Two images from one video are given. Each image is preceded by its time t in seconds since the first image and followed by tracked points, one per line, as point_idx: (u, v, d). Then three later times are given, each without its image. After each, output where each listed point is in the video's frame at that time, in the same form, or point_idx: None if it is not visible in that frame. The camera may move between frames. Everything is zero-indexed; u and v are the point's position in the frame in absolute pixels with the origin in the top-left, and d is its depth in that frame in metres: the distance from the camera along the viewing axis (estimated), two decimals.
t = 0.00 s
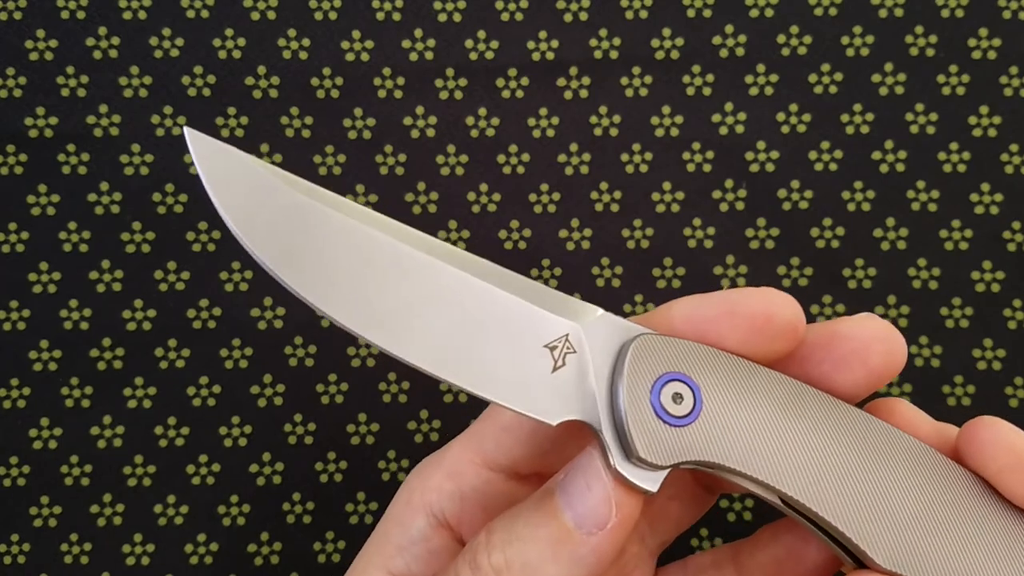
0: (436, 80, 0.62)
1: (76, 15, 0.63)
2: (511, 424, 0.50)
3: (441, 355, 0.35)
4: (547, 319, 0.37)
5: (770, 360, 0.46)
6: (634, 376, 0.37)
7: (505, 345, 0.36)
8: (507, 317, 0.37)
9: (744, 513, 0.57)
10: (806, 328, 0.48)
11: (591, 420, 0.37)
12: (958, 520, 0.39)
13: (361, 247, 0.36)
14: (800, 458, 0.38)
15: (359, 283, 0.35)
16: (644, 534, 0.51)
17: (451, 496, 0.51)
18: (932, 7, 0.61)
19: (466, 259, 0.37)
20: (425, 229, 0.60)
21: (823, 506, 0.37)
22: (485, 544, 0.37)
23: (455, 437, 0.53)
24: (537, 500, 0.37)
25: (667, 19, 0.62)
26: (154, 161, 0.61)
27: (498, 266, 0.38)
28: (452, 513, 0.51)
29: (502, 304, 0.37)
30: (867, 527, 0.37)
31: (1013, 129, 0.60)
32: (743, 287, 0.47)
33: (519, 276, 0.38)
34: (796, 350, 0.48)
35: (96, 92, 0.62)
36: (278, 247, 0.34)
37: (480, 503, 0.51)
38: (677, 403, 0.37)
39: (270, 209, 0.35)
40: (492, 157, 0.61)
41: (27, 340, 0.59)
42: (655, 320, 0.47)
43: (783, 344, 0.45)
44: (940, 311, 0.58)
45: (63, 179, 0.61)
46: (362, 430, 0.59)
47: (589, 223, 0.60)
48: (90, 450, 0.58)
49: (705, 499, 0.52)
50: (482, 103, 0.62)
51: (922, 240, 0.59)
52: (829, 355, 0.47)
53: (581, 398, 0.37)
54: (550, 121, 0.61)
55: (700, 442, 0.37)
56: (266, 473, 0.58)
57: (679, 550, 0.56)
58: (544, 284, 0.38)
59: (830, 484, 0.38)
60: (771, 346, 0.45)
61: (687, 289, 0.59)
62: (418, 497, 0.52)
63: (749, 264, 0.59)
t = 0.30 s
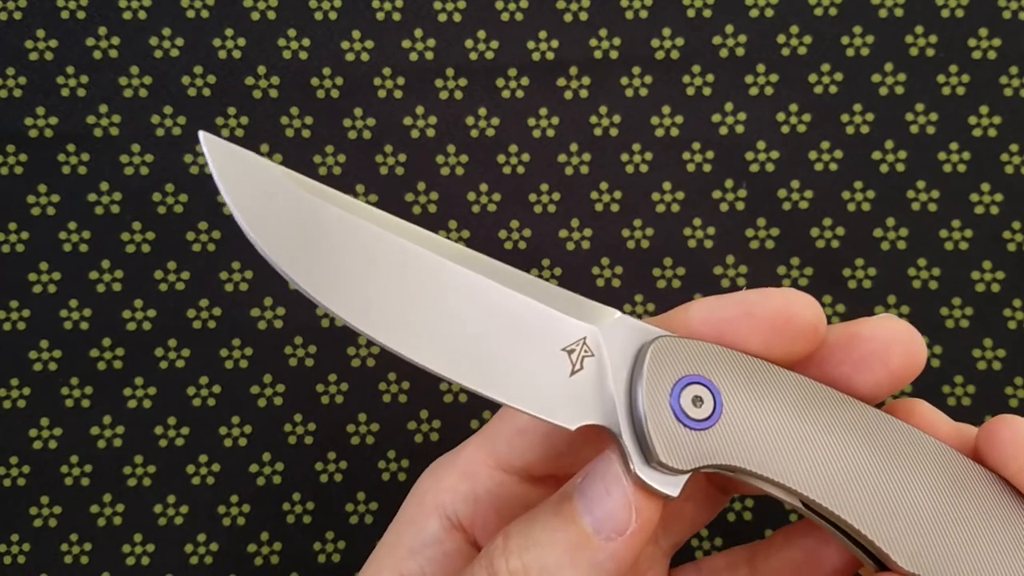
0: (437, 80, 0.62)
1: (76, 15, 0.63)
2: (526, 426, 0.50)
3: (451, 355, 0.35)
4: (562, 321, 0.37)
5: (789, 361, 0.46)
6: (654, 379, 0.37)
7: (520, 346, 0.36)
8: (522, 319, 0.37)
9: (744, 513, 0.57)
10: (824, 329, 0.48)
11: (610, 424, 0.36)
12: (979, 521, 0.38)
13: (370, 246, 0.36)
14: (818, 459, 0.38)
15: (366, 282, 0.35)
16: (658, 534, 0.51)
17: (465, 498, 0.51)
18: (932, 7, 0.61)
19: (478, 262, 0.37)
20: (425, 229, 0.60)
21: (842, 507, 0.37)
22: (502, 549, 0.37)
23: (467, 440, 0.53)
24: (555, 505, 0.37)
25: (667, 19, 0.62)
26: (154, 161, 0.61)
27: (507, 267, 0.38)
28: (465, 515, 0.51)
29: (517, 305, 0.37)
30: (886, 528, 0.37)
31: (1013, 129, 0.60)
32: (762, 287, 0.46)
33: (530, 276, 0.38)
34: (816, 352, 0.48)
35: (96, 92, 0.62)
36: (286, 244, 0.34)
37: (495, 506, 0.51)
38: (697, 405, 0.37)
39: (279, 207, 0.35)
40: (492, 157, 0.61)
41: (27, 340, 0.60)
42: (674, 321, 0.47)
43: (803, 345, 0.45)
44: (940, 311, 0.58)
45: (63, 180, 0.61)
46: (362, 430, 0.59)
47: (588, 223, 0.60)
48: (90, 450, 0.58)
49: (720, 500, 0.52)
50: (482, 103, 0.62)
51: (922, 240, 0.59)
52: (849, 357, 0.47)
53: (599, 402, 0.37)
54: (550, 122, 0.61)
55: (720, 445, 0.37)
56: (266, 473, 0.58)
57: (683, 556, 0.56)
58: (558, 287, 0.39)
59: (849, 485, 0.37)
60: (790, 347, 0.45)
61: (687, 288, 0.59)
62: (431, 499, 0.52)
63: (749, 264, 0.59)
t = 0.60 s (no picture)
0: (437, 80, 0.62)
1: (76, 15, 0.63)
2: (535, 431, 0.51)
3: (457, 354, 0.35)
4: (575, 326, 0.37)
5: (802, 371, 0.46)
6: (665, 387, 0.37)
7: (532, 350, 0.36)
8: (534, 323, 0.37)
9: (744, 513, 0.57)
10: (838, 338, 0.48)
11: (620, 430, 0.37)
12: (992, 535, 0.38)
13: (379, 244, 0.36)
14: (829, 468, 0.38)
15: (374, 279, 0.35)
16: (666, 541, 0.51)
17: (474, 503, 0.51)
18: (932, 7, 0.61)
19: (491, 266, 0.38)
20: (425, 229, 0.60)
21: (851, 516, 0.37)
22: (511, 553, 0.36)
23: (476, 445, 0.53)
24: (564, 509, 0.36)
25: (667, 19, 0.62)
26: (154, 161, 0.61)
27: (519, 270, 0.38)
28: (474, 521, 0.51)
29: (530, 309, 0.37)
30: (895, 539, 0.37)
31: (1013, 129, 0.60)
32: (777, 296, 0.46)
33: (542, 279, 0.38)
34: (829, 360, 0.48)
35: (96, 92, 0.62)
36: (294, 239, 0.34)
37: (504, 510, 0.51)
38: (708, 413, 0.37)
39: (289, 202, 0.35)
40: (492, 157, 0.61)
41: (27, 340, 0.59)
42: (687, 328, 0.46)
43: (816, 356, 0.45)
44: (941, 311, 0.58)
45: (64, 180, 0.61)
46: (363, 430, 0.59)
47: (588, 223, 0.60)
48: (90, 450, 0.58)
49: (728, 508, 0.52)
50: (482, 103, 0.62)
51: (922, 240, 0.59)
52: (862, 367, 0.47)
53: (610, 408, 0.37)
54: (551, 122, 0.61)
55: (730, 452, 0.37)
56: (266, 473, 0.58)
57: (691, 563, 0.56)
58: (571, 291, 0.39)
59: (858, 493, 0.37)
60: (804, 357, 0.45)
61: (687, 289, 0.59)
62: (440, 505, 0.52)
63: (749, 264, 0.59)
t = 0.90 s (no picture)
0: (437, 80, 0.62)
1: (76, 15, 0.63)
2: (530, 433, 0.51)
3: (455, 356, 0.35)
4: (569, 329, 0.37)
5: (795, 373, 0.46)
6: (659, 391, 0.37)
7: (527, 352, 0.36)
8: (529, 326, 0.37)
9: (744, 513, 0.57)
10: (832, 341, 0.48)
11: (613, 433, 0.37)
12: (981, 541, 0.38)
13: (380, 246, 0.36)
14: (821, 473, 0.38)
15: (369, 279, 0.35)
16: (658, 543, 0.51)
17: (469, 506, 0.51)
18: (932, 7, 0.61)
19: (488, 267, 0.38)
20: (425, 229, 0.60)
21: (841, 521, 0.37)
22: (503, 552, 0.37)
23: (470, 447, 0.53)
24: (557, 509, 0.37)
25: (667, 19, 0.62)
26: (154, 161, 0.61)
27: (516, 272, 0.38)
28: (468, 523, 0.51)
29: (525, 312, 0.37)
30: (885, 544, 0.37)
31: (1013, 129, 0.60)
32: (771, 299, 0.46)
33: (540, 282, 0.38)
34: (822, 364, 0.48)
35: (96, 92, 0.62)
36: (291, 237, 0.34)
37: (499, 513, 0.51)
38: (700, 418, 0.37)
39: (289, 202, 0.35)
40: (492, 157, 0.61)
41: (27, 340, 0.59)
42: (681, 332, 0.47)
43: (809, 358, 0.45)
44: (940, 311, 0.58)
45: (63, 180, 0.61)
46: (363, 431, 0.59)
47: (588, 222, 0.60)
48: (90, 450, 0.58)
49: (722, 510, 0.52)
50: (482, 103, 0.62)
51: (922, 240, 0.59)
52: (855, 371, 0.47)
53: (603, 410, 0.37)
54: (551, 122, 0.61)
55: (721, 456, 0.37)
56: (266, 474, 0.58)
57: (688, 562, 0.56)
58: (565, 294, 0.39)
59: (850, 498, 0.37)
60: (797, 359, 0.45)
61: (687, 288, 0.59)
62: (434, 506, 0.51)
63: (749, 264, 0.59)
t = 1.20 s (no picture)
0: (436, 80, 0.62)
1: (76, 15, 0.63)
2: (519, 424, 0.50)
3: (453, 353, 0.35)
4: (556, 319, 0.37)
5: (782, 361, 0.45)
6: (644, 381, 0.37)
7: (514, 342, 0.36)
8: (516, 316, 0.37)
9: (745, 513, 0.57)
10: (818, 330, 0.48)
11: (599, 422, 0.37)
12: (968, 530, 0.38)
13: (370, 238, 0.36)
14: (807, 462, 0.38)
15: (357, 270, 0.35)
16: (650, 531, 0.51)
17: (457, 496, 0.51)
18: (932, 7, 0.61)
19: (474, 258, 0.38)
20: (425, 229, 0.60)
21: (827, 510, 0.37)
22: (487, 536, 0.37)
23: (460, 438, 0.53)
24: (542, 495, 0.37)
25: (667, 19, 0.62)
26: (154, 161, 0.61)
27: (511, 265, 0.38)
28: (458, 514, 0.51)
29: (512, 302, 0.37)
30: (871, 533, 0.37)
31: (1013, 128, 0.60)
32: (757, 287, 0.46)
33: (527, 274, 0.39)
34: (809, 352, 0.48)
35: (96, 92, 0.62)
36: (278, 229, 0.34)
37: (488, 502, 0.51)
38: (685, 407, 0.37)
39: (276, 194, 0.35)
40: (492, 157, 0.61)
41: (27, 340, 0.59)
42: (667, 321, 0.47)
43: (795, 345, 0.45)
44: (940, 311, 0.58)
45: (63, 180, 0.61)
46: (362, 430, 0.59)
47: (588, 223, 0.60)
48: (90, 450, 0.58)
49: (711, 498, 0.52)
50: (482, 103, 0.62)
51: (922, 240, 0.59)
52: (841, 358, 0.47)
53: (589, 399, 0.37)
54: (550, 121, 0.61)
55: (707, 445, 0.37)
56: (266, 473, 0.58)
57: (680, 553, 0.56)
58: (551, 284, 0.39)
59: (835, 488, 0.37)
60: (783, 346, 0.45)
61: (687, 288, 0.59)
62: (425, 496, 0.52)
63: (749, 264, 0.59)
